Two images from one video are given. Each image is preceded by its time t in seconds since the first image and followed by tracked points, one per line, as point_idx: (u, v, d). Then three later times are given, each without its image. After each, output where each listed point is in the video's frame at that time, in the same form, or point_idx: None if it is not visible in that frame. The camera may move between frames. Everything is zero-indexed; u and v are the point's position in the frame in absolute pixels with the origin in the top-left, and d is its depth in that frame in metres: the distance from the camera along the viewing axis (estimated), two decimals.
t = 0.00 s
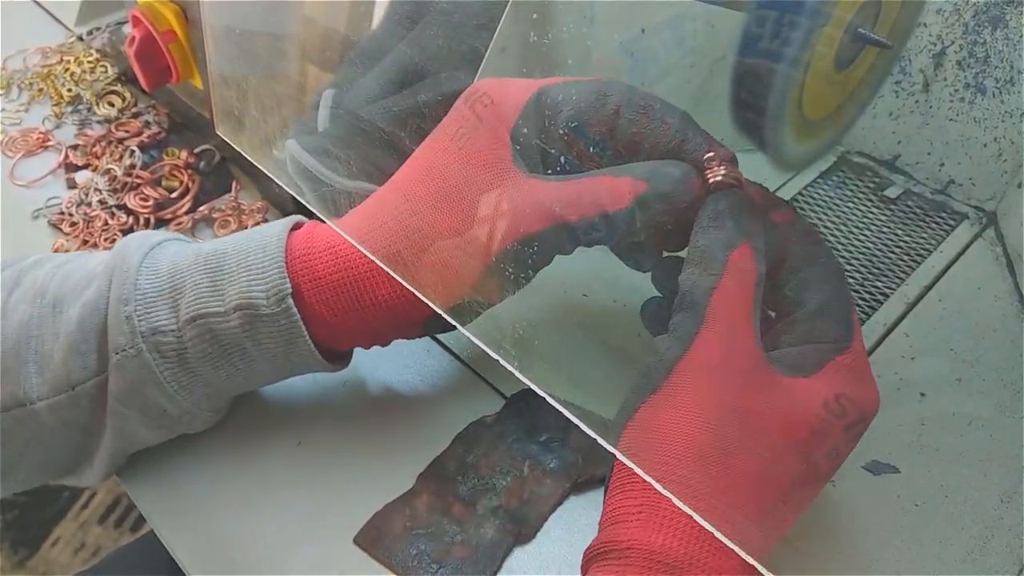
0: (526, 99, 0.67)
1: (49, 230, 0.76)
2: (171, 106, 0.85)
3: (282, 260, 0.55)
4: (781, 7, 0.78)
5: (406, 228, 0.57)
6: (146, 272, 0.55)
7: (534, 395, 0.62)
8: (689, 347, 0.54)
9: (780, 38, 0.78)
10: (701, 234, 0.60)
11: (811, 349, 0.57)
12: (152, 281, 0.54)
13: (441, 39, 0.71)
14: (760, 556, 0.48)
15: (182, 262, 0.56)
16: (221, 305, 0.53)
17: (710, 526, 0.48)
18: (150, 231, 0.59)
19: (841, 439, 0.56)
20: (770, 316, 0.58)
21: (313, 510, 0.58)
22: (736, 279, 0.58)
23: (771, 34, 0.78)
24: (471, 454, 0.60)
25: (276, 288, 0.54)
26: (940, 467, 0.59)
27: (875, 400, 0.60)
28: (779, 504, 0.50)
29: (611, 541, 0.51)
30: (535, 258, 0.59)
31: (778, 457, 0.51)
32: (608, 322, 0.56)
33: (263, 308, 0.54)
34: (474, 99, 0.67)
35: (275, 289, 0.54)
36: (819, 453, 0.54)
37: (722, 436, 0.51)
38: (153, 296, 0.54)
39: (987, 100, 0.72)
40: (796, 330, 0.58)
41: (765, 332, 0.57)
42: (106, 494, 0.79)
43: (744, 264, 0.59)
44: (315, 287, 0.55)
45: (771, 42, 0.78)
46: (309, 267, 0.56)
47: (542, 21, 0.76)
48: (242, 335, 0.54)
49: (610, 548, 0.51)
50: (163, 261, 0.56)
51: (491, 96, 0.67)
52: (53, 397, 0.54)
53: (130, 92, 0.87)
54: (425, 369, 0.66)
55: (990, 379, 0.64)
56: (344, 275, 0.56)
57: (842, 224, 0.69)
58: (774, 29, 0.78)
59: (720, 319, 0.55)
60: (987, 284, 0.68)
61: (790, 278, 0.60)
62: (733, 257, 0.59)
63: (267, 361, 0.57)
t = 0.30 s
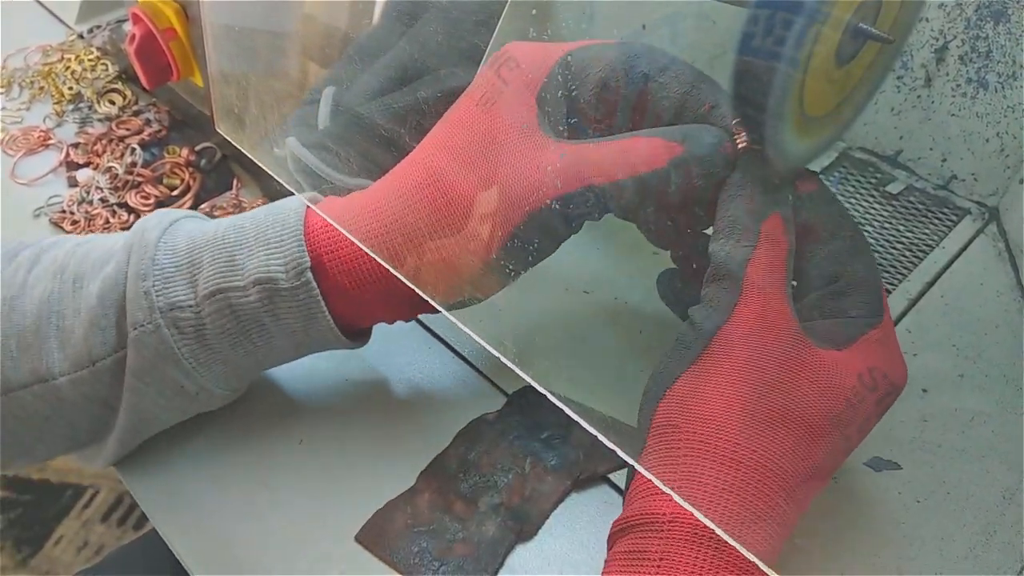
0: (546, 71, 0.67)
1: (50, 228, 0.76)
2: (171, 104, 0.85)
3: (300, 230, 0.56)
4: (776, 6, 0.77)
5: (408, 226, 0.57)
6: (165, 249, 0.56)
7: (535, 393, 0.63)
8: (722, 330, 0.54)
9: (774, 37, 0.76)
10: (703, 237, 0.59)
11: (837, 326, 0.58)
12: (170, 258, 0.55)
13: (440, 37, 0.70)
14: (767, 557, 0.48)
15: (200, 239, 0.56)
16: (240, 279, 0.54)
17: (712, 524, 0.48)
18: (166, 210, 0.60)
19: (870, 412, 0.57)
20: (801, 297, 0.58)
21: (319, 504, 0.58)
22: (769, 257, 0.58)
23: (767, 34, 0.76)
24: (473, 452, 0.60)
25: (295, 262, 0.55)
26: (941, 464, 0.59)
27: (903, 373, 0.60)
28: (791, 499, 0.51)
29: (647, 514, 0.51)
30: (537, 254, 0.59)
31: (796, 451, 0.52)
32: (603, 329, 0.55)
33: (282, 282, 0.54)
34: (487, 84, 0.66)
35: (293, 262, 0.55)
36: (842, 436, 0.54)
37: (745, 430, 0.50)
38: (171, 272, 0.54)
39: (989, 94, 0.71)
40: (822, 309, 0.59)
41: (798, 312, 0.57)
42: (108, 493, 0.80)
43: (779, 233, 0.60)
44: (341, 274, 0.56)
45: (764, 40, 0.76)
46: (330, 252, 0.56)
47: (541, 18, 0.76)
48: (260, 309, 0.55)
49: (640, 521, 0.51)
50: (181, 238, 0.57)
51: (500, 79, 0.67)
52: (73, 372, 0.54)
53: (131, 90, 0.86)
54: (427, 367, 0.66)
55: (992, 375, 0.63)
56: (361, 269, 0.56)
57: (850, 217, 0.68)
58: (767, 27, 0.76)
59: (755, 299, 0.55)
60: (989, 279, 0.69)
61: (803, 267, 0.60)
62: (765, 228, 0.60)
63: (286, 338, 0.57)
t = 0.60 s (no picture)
0: (546, 57, 0.64)
1: (46, 223, 0.75)
2: (169, 100, 0.84)
3: (296, 226, 0.56)
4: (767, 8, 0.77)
5: (405, 224, 0.56)
6: (161, 245, 0.55)
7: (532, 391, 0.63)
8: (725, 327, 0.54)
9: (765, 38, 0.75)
10: (700, 235, 0.59)
11: (837, 320, 0.58)
12: (167, 254, 0.55)
13: (436, 33, 0.70)
14: (764, 556, 0.48)
15: (196, 235, 0.56)
16: (236, 277, 0.54)
17: (707, 523, 0.48)
18: (164, 204, 0.60)
19: (871, 406, 0.56)
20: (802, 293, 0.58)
21: (316, 502, 0.58)
22: (772, 252, 0.57)
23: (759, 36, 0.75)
24: (470, 449, 0.60)
25: (291, 259, 0.54)
26: (937, 463, 0.59)
27: (903, 370, 0.60)
28: (792, 500, 0.50)
29: (649, 510, 0.50)
30: (534, 250, 0.58)
31: (797, 451, 0.51)
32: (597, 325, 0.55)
33: (278, 278, 0.54)
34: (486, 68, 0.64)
35: (289, 258, 0.54)
36: (844, 434, 0.54)
37: (744, 428, 0.50)
38: (168, 268, 0.54)
39: (988, 94, 0.70)
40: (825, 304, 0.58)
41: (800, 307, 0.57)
42: (107, 489, 0.80)
43: (781, 231, 0.59)
44: (339, 270, 0.56)
45: (757, 41, 0.75)
46: (327, 248, 0.56)
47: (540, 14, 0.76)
48: (257, 307, 0.54)
49: (644, 517, 0.50)
50: (178, 234, 0.56)
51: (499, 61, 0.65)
52: (72, 369, 0.54)
53: (129, 86, 0.86)
54: (425, 366, 0.66)
55: (989, 374, 0.63)
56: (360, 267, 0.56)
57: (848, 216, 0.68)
58: (759, 29, 0.75)
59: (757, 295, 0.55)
60: (987, 279, 0.69)
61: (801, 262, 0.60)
62: (769, 223, 0.59)
63: (283, 334, 0.57)
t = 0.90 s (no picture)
0: (549, 61, 0.64)
1: (50, 227, 0.76)
2: (171, 103, 0.85)
3: (301, 231, 0.55)
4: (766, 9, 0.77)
5: (406, 227, 0.56)
6: (167, 250, 0.55)
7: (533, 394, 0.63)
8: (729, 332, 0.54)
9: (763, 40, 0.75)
10: (702, 239, 0.60)
11: (841, 325, 0.58)
12: (172, 258, 0.55)
13: (436, 35, 0.70)
14: (769, 561, 0.47)
15: (201, 239, 0.56)
16: (240, 282, 0.54)
17: (709, 526, 0.47)
18: (169, 207, 0.60)
19: (876, 409, 0.56)
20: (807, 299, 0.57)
21: (318, 512, 0.58)
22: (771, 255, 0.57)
23: (756, 38, 0.75)
24: (471, 451, 0.60)
25: (295, 266, 0.54)
26: (938, 464, 0.59)
27: (908, 372, 0.60)
28: (794, 504, 0.50)
29: (654, 513, 0.50)
30: (534, 254, 0.58)
31: (801, 455, 0.50)
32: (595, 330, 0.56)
33: (282, 284, 0.54)
34: (486, 72, 0.64)
35: (293, 264, 0.54)
36: (850, 439, 0.54)
37: (748, 433, 0.50)
38: (172, 273, 0.54)
39: (988, 96, 0.71)
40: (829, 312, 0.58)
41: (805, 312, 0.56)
42: (109, 491, 0.80)
43: (786, 239, 0.59)
44: (344, 276, 0.55)
45: (755, 44, 0.75)
46: (332, 251, 0.55)
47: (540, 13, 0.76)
48: (261, 312, 0.54)
49: (651, 520, 0.50)
50: (183, 238, 0.56)
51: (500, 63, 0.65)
52: (77, 373, 0.54)
53: (130, 88, 0.86)
54: (427, 369, 0.66)
55: (990, 376, 0.63)
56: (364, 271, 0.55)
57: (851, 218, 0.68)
58: (757, 31, 0.76)
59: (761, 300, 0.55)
60: (989, 281, 0.69)
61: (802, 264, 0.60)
62: (774, 230, 0.59)
63: (287, 339, 0.57)
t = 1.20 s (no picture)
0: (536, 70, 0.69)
1: (51, 226, 0.76)
2: (172, 103, 0.85)
3: (279, 215, 0.56)
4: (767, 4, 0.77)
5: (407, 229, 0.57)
6: (149, 235, 0.56)
7: (534, 393, 0.63)
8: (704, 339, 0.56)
9: (767, 32, 0.77)
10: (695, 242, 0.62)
11: (819, 323, 0.59)
12: (154, 243, 0.55)
13: (437, 35, 0.71)
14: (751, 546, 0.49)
15: (183, 226, 0.57)
16: (220, 264, 0.54)
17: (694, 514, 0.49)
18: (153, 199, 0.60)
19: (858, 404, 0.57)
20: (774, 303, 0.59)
21: (304, 502, 0.58)
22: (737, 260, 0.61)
23: (759, 32, 0.77)
24: (472, 451, 0.60)
25: (274, 248, 0.55)
26: (939, 464, 0.59)
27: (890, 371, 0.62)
28: (783, 500, 0.52)
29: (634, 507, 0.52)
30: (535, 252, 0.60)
31: (791, 452, 0.52)
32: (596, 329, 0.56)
33: (261, 265, 0.54)
34: (483, 78, 0.68)
35: (272, 247, 0.55)
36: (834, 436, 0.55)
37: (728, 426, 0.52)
38: (154, 256, 0.55)
39: (990, 96, 0.70)
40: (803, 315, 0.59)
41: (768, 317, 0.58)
42: (110, 491, 0.80)
43: (736, 242, 0.62)
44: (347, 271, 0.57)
45: (758, 37, 0.77)
46: (313, 253, 0.56)
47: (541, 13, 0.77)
48: (240, 295, 0.55)
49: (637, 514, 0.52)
50: (166, 225, 0.57)
51: (497, 70, 0.69)
52: (59, 357, 0.54)
53: (131, 89, 0.86)
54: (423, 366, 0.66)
55: (991, 376, 0.63)
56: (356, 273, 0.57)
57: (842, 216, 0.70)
58: (759, 25, 0.77)
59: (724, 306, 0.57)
60: (990, 281, 0.68)
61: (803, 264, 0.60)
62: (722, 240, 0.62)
63: (265, 325, 0.57)
